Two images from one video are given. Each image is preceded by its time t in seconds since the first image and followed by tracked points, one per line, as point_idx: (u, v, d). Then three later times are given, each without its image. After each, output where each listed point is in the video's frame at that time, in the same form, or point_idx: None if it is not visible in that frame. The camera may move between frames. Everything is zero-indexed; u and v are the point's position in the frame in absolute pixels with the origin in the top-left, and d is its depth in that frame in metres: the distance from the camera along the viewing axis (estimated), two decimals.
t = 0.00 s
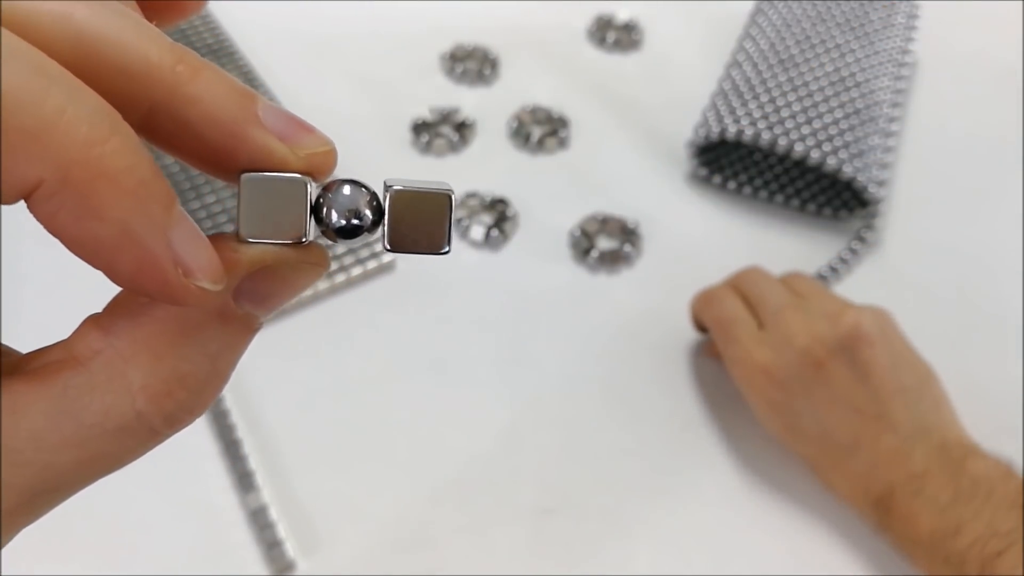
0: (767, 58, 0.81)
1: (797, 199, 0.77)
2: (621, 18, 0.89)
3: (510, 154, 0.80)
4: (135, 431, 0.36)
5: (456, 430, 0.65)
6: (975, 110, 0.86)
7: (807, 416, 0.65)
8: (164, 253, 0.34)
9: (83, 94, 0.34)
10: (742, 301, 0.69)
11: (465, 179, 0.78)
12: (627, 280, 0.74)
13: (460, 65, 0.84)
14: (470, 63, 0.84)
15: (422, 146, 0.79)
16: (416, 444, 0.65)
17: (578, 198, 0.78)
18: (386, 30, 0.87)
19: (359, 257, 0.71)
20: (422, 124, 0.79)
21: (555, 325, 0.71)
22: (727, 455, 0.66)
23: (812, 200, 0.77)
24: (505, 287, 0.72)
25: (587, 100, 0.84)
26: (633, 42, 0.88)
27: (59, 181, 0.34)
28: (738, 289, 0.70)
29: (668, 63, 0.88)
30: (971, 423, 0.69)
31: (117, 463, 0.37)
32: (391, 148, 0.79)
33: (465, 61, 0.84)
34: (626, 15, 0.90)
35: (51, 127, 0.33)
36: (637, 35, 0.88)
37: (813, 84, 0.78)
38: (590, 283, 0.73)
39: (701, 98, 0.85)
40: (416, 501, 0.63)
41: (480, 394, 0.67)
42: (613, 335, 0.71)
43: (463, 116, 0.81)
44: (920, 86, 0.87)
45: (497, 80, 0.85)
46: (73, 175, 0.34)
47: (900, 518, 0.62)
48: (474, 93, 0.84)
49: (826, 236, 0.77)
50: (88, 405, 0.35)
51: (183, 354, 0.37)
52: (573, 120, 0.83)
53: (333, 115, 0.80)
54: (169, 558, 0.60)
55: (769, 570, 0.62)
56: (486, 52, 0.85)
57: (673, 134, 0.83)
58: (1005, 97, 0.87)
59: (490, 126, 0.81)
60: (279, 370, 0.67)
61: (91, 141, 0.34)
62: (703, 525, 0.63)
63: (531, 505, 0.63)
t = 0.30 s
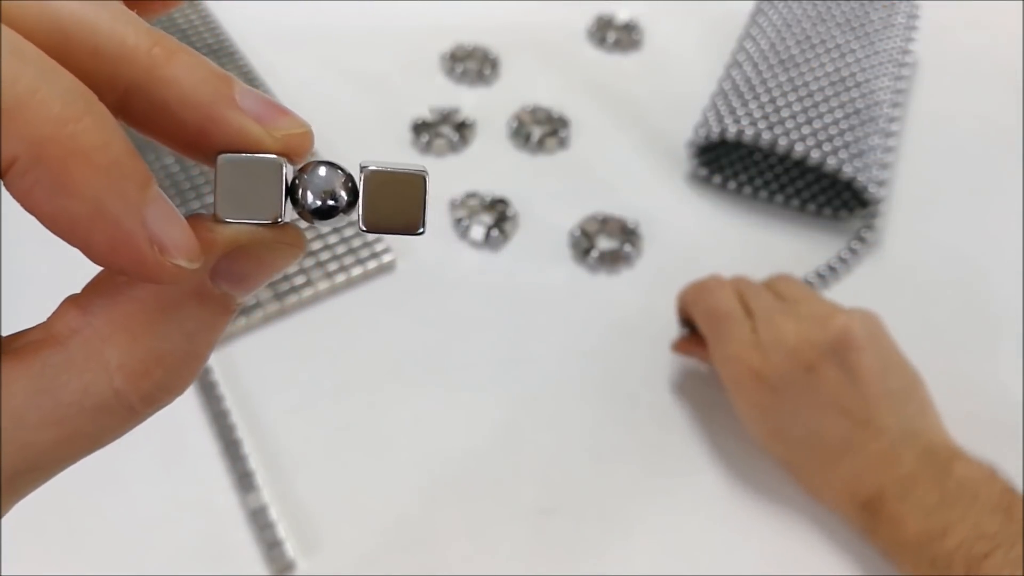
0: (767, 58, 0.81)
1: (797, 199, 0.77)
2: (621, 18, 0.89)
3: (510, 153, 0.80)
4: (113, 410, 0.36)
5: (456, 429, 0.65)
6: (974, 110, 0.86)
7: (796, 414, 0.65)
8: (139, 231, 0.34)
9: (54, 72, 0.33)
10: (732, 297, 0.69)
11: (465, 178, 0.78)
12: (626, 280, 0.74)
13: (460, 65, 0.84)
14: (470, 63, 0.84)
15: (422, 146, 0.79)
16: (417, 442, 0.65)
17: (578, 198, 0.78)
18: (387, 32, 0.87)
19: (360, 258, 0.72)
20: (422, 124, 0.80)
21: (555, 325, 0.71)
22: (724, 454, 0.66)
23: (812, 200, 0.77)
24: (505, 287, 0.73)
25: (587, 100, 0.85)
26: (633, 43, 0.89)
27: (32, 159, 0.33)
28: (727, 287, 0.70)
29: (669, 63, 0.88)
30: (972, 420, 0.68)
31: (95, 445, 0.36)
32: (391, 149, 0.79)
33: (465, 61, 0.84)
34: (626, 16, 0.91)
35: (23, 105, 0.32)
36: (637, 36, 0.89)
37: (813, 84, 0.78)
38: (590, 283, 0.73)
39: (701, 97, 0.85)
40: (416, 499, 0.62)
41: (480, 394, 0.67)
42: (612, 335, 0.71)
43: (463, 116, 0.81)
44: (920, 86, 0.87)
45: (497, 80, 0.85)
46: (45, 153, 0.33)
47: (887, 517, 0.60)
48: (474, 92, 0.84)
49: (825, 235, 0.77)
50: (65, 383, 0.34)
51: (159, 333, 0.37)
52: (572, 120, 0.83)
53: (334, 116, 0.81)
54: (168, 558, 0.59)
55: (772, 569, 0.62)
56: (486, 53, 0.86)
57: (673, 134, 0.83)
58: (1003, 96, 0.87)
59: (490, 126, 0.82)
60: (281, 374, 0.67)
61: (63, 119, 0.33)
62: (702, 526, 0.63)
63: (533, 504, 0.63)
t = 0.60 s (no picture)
0: (766, 58, 0.81)
1: (797, 199, 0.78)
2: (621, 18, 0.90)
3: (510, 153, 0.81)
4: (96, 385, 0.36)
5: (455, 429, 0.65)
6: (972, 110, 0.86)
7: (875, 386, 0.59)
8: (121, 207, 0.35)
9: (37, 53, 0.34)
10: (801, 252, 0.64)
11: (465, 178, 0.79)
12: (625, 280, 0.74)
13: (460, 65, 0.85)
14: (470, 63, 0.85)
15: (422, 146, 0.79)
16: (416, 442, 0.65)
17: (577, 198, 0.79)
18: (387, 31, 0.88)
19: (360, 258, 0.73)
20: (422, 124, 0.80)
21: (554, 325, 0.71)
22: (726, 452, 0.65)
23: (812, 200, 0.78)
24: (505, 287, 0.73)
25: (587, 100, 0.85)
26: (633, 42, 0.89)
27: (16, 138, 0.33)
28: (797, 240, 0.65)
29: (668, 62, 0.88)
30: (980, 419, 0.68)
31: (79, 421, 0.36)
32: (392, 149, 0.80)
33: (465, 61, 0.85)
34: (626, 16, 0.91)
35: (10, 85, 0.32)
36: (637, 35, 0.89)
37: (813, 84, 0.78)
38: (589, 283, 0.74)
39: (701, 97, 0.86)
40: (416, 499, 0.63)
41: (480, 393, 0.67)
42: (611, 335, 0.71)
43: (463, 116, 0.82)
44: (920, 86, 0.88)
45: (497, 80, 0.85)
46: (30, 132, 0.33)
47: (951, 519, 0.57)
48: (474, 92, 0.84)
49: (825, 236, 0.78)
50: (52, 357, 0.35)
51: (141, 307, 0.38)
52: (572, 120, 0.83)
53: (335, 116, 0.81)
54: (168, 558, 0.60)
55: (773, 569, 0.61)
56: (486, 53, 0.86)
57: (672, 134, 0.83)
58: (1001, 96, 0.87)
59: (490, 126, 0.82)
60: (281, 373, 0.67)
61: (47, 97, 0.34)
62: (703, 525, 0.63)
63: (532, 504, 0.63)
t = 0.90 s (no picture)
0: (766, 58, 0.81)
1: (797, 199, 0.76)
2: (621, 18, 0.89)
3: (510, 153, 0.80)
4: (84, 403, 0.36)
5: (455, 429, 0.65)
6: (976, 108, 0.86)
7: None
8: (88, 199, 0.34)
9: None
10: None
11: (465, 177, 0.78)
12: (626, 280, 0.73)
13: (460, 65, 0.84)
14: (470, 63, 0.84)
15: (422, 146, 0.79)
16: (415, 441, 0.64)
17: (578, 198, 0.78)
18: (387, 31, 0.87)
19: (360, 258, 0.72)
20: (422, 123, 0.79)
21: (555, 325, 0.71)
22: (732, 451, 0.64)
23: (812, 200, 0.76)
24: (505, 287, 0.73)
25: (586, 100, 0.84)
26: (633, 43, 0.88)
27: None
28: None
29: (669, 63, 0.88)
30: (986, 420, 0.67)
31: (69, 437, 0.37)
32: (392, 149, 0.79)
33: (465, 61, 0.84)
34: (626, 15, 0.90)
35: None
36: (637, 36, 0.89)
37: (813, 84, 0.77)
38: (590, 284, 0.73)
39: (702, 96, 0.85)
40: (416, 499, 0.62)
41: (480, 394, 0.67)
42: (612, 334, 0.70)
43: (464, 116, 0.81)
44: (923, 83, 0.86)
45: (497, 80, 0.85)
46: None
47: None
48: (475, 92, 0.84)
49: (824, 235, 0.76)
50: (35, 376, 0.35)
51: (129, 325, 0.37)
52: (572, 120, 0.83)
53: (334, 116, 0.80)
54: (166, 556, 0.59)
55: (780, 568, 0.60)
56: (486, 52, 0.85)
57: (673, 134, 0.83)
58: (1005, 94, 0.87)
59: (490, 126, 0.82)
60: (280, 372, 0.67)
61: None
62: (708, 523, 0.62)
63: (533, 504, 0.62)
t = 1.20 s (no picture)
0: (766, 58, 0.80)
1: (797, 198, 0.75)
2: (621, 18, 0.88)
3: (510, 153, 0.79)
4: (94, 448, 0.36)
5: (454, 429, 0.64)
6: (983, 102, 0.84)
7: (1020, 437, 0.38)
8: (56, 185, 0.34)
9: None
10: None
11: (464, 177, 0.78)
12: (627, 280, 0.72)
13: (460, 65, 0.84)
14: (470, 63, 0.84)
15: (422, 146, 0.78)
16: (415, 442, 0.64)
17: (578, 198, 0.77)
18: (388, 31, 0.86)
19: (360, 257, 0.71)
20: (422, 123, 0.79)
21: (555, 325, 0.70)
22: (735, 450, 0.64)
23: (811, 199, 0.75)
24: (505, 288, 0.72)
25: (586, 100, 0.83)
26: (633, 43, 0.87)
27: None
28: None
29: (671, 61, 0.87)
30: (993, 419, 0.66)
31: (77, 480, 0.36)
32: (392, 150, 0.79)
33: (465, 61, 0.84)
34: (626, 15, 0.90)
35: None
36: (638, 35, 0.88)
37: (813, 84, 0.77)
38: (590, 284, 0.72)
39: (705, 95, 0.84)
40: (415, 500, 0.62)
41: (479, 395, 0.66)
42: (613, 333, 0.69)
43: (464, 116, 0.80)
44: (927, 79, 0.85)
45: (497, 80, 0.84)
46: None
47: None
48: (475, 93, 0.83)
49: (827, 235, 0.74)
50: (44, 421, 0.34)
51: (142, 368, 0.36)
52: (573, 120, 0.82)
53: (334, 116, 0.80)
54: (167, 557, 0.59)
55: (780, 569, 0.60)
56: (486, 52, 0.85)
57: (676, 130, 0.81)
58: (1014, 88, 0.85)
59: (490, 126, 0.81)
60: (279, 370, 0.66)
61: None
62: (710, 522, 0.61)
63: (533, 505, 0.62)
